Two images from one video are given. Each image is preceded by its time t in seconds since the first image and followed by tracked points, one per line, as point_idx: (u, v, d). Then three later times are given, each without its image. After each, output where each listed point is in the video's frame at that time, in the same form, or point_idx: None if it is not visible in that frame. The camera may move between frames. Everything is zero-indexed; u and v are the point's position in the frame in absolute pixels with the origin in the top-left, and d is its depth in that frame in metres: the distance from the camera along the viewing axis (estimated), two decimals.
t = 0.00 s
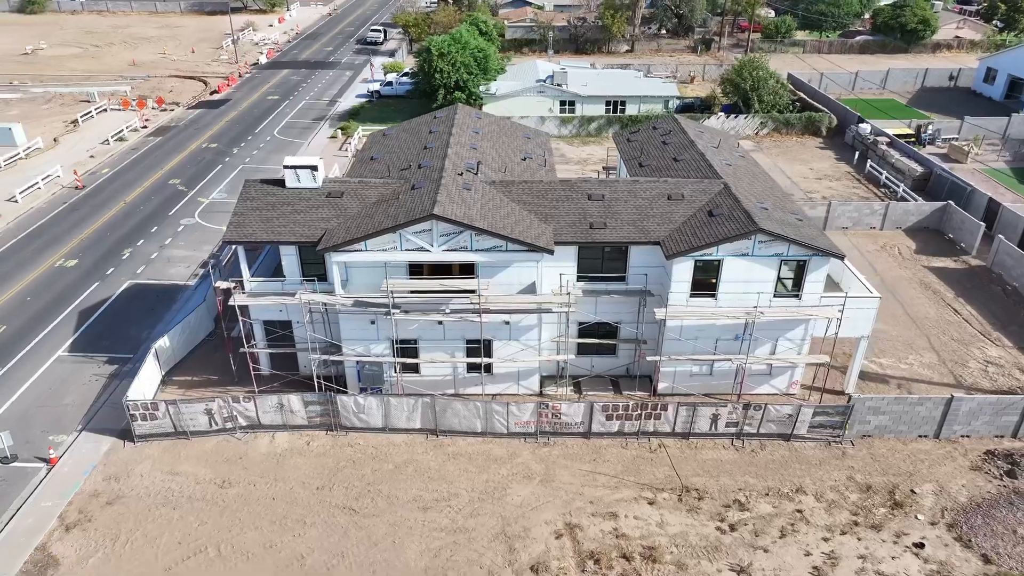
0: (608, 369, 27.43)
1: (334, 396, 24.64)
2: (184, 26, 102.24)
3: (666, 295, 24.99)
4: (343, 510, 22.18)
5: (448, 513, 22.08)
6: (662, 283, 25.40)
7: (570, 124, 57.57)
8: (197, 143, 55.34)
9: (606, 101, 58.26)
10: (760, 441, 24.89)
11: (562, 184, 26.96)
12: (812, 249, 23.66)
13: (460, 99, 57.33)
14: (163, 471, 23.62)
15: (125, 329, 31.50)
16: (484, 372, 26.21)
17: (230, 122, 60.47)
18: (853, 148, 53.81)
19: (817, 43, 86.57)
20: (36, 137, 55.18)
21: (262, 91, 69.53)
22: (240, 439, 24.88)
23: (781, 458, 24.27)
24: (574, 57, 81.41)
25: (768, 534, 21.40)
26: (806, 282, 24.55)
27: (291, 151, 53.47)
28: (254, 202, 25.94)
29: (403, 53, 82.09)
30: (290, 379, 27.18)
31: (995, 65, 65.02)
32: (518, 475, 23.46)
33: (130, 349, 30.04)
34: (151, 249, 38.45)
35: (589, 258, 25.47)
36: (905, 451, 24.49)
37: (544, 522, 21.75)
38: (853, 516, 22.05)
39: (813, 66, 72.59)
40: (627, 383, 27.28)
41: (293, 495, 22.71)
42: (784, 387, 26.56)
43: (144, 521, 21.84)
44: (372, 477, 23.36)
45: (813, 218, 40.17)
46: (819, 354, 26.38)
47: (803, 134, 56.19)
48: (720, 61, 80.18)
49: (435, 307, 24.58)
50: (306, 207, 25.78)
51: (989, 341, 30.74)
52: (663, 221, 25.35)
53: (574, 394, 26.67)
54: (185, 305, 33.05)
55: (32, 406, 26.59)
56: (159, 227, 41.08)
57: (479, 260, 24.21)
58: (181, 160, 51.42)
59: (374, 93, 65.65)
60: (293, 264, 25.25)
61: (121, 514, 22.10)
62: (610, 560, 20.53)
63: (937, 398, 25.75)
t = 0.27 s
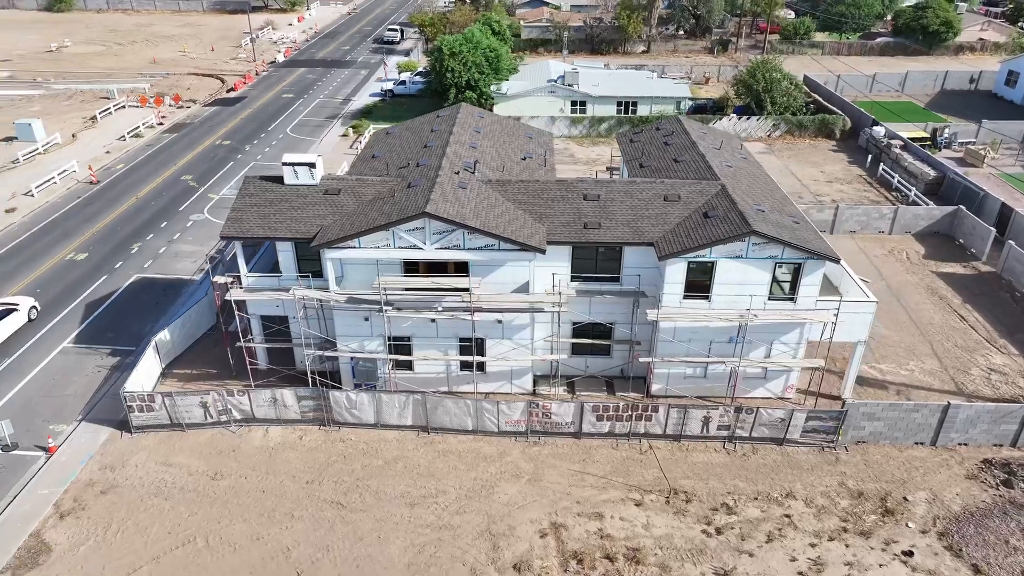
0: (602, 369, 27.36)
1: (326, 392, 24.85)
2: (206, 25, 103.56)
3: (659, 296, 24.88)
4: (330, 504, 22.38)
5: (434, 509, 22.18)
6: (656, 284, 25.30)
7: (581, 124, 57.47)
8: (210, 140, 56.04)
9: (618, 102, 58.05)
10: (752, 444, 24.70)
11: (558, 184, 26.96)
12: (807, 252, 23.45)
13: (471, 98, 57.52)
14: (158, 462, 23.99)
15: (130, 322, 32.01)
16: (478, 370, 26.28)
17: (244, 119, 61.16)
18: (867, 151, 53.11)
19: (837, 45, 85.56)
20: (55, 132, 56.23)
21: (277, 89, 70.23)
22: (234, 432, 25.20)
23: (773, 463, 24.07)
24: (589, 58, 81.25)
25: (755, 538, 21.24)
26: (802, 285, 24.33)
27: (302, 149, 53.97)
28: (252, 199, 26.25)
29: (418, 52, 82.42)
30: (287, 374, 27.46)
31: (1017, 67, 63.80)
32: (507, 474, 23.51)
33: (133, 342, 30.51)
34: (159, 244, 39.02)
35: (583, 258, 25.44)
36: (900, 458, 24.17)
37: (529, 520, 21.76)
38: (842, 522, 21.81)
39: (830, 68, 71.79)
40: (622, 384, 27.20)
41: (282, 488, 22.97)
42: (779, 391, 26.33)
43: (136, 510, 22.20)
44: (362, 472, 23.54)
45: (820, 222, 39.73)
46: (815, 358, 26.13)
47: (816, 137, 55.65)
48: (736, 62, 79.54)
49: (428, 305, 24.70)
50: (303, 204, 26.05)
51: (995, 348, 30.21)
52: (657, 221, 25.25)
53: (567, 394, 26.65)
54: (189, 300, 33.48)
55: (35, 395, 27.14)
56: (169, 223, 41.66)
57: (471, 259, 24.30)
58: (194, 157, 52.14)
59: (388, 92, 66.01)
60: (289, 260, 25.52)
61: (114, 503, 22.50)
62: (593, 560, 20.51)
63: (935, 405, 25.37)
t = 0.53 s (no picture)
0: (597, 371, 27.30)
1: (320, 387, 25.09)
2: (227, 23, 104.83)
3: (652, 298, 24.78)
4: (318, 498, 22.60)
5: (421, 506, 22.30)
6: (650, 286, 25.20)
7: (592, 124, 57.28)
8: (225, 137, 56.72)
9: (630, 103, 57.81)
10: (744, 449, 24.50)
11: (555, 184, 26.95)
12: (801, 255, 23.22)
13: (482, 98, 57.71)
14: (153, 453, 24.38)
15: (135, 315, 32.49)
16: (471, 369, 26.36)
17: (259, 117, 61.83)
18: (881, 155, 52.35)
19: (857, 47, 84.50)
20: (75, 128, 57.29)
21: (293, 88, 70.91)
22: (229, 425, 25.53)
23: (764, 467, 23.86)
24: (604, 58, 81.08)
25: (740, 542, 21.10)
26: (797, 288, 24.10)
27: (314, 146, 54.44)
28: (251, 195, 26.57)
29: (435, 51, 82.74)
30: (284, 369, 27.75)
31: None
32: (495, 472, 23.56)
33: (136, 335, 30.98)
34: (168, 239, 39.56)
35: (576, 258, 25.43)
36: (894, 466, 23.85)
37: (514, 520, 21.80)
38: (830, 529, 21.57)
39: (848, 71, 70.93)
40: (616, 385, 27.12)
41: (273, 482, 23.23)
42: (775, 396, 26.10)
43: (129, 500, 22.58)
44: (351, 468, 23.73)
45: (828, 226, 39.27)
46: (811, 363, 25.85)
47: (830, 140, 54.99)
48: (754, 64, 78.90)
49: (421, 303, 24.82)
50: (301, 200, 26.30)
51: (1000, 357, 29.66)
52: (652, 223, 25.15)
53: (561, 395, 26.64)
54: (193, 294, 33.89)
55: (38, 385, 27.68)
56: (179, 218, 42.23)
57: (464, 258, 24.37)
58: (208, 154, 52.82)
59: (401, 91, 66.34)
60: (286, 256, 25.78)
61: (109, 492, 22.89)
62: (576, 560, 20.50)
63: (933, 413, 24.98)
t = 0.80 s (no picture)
0: (591, 371, 27.24)
1: (313, 382, 25.32)
2: (248, 22, 106.08)
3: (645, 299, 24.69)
4: (307, 492, 22.83)
5: (408, 502, 22.43)
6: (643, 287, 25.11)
7: (603, 125, 57.10)
8: (239, 134, 57.39)
9: (642, 103, 57.54)
10: (735, 452, 24.32)
11: (551, 184, 26.93)
12: (795, 258, 22.98)
13: (494, 98, 57.81)
14: (149, 444, 24.77)
15: (139, 308, 32.99)
16: (464, 367, 26.44)
17: (273, 115, 62.48)
18: (895, 158, 51.58)
19: (878, 49, 83.38)
20: (94, 124, 58.37)
21: (309, 86, 71.54)
22: (224, 418, 25.86)
23: (754, 472, 23.66)
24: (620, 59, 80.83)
25: (725, 546, 20.96)
26: (791, 292, 23.87)
27: (326, 144, 54.89)
28: (250, 191, 26.89)
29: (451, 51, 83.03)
30: (280, 364, 28.05)
31: None
32: (483, 471, 23.63)
33: (139, 328, 31.46)
34: (177, 234, 40.11)
35: (570, 259, 25.40)
36: (888, 473, 23.52)
37: (500, 518, 21.83)
38: (818, 536, 21.34)
39: (866, 73, 70.02)
40: (609, 386, 27.05)
41: (263, 475, 23.50)
42: (769, 400, 25.86)
43: (122, 489, 22.97)
44: (341, 463, 23.93)
45: (836, 230, 38.82)
46: (806, 368, 25.59)
47: (844, 143, 54.28)
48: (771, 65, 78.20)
49: (414, 301, 24.95)
50: (298, 197, 26.56)
51: (1005, 365, 29.11)
52: (646, 224, 25.06)
53: (553, 395, 26.63)
54: (197, 288, 34.32)
55: (42, 376, 28.26)
56: (188, 214, 42.81)
57: (457, 256, 24.45)
58: (221, 150, 53.48)
59: (415, 90, 66.67)
60: (283, 252, 26.04)
61: (103, 481, 23.32)
62: (559, 560, 20.49)
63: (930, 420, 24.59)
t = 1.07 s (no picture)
0: (584, 372, 27.20)
1: (306, 377, 25.56)
2: (269, 21, 107.19)
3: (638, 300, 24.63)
4: (296, 486, 23.06)
5: (394, 499, 22.57)
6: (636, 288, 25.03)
7: (613, 125, 56.92)
8: (252, 131, 58.03)
9: (653, 105, 57.25)
10: (726, 456, 24.15)
11: (547, 184, 26.92)
12: (788, 261, 22.77)
13: (505, 98, 57.87)
14: (145, 435, 25.16)
15: (145, 301, 33.48)
16: (457, 365, 26.52)
17: (287, 113, 63.07)
18: (910, 162, 50.77)
19: (899, 52, 82.25)
20: (112, 120, 59.38)
21: (324, 85, 72.11)
22: (220, 411, 26.19)
23: (744, 476, 23.47)
24: (636, 60, 80.52)
25: (709, 550, 20.84)
26: (784, 295, 23.66)
27: (337, 142, 55.31)
28: (250, 187, 27.22)
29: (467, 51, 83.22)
30: (277, 359, 28.35)
31: None
32: (472, 469, 23.69)
33: (144, 321, 31.95)
34: (185, 229, 40.64)
35: (563, 259, 25.39)
36: (880, 481, 23.22)
37: (485, 517, 21.88)
38: (804, 542, 21.12)
39: (885, 76, 69.05)
40: (603, 387, 26.96)
41: (254, 468, 23.77)
42: (763, 404, 25.65)
43: (117, 479, 23.37)
44: (331, 458, 24.14)
45: (842, 234, 38.35)
46: (801, 373, 25.33)
47: (857, 146, 53.58)
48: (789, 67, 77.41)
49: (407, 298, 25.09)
50: (296, 194, 26.83)
51: (1009, 373, 28.55)
52: (640, 225, 24.97)
53: (546, 395, 26.64)
54: (202, 283, 34.73)
55: (47, 366, 28.85)
56: (198, 209, 43.34)
57: (449, 254, 24.53)
58: (234, 147, 54.09)
59: (428, 89, 66.94)
60: (280, 248, 26.34)
61: (99, 471, 23.74)
62: (541, 560, 20.50)
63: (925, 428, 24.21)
